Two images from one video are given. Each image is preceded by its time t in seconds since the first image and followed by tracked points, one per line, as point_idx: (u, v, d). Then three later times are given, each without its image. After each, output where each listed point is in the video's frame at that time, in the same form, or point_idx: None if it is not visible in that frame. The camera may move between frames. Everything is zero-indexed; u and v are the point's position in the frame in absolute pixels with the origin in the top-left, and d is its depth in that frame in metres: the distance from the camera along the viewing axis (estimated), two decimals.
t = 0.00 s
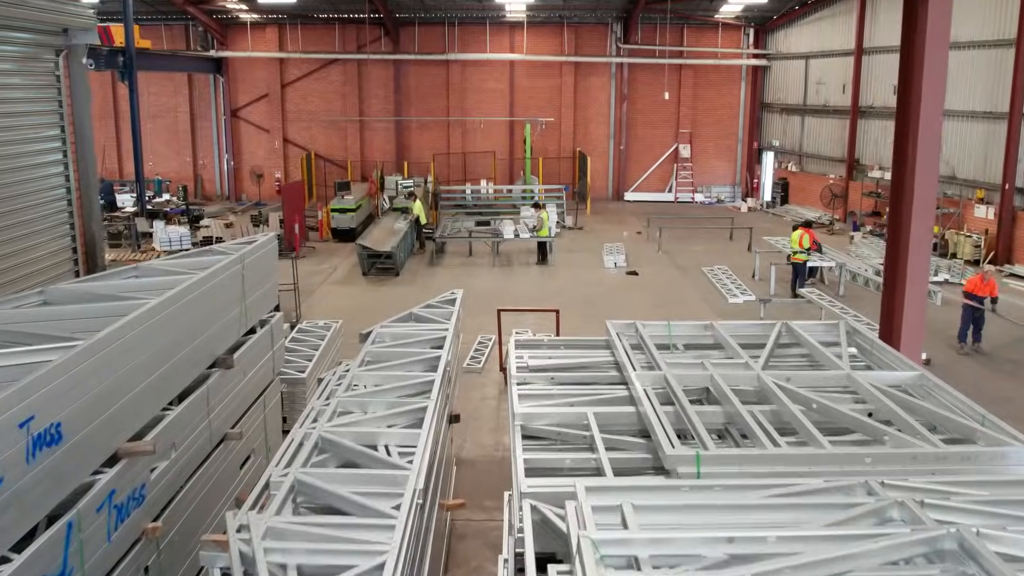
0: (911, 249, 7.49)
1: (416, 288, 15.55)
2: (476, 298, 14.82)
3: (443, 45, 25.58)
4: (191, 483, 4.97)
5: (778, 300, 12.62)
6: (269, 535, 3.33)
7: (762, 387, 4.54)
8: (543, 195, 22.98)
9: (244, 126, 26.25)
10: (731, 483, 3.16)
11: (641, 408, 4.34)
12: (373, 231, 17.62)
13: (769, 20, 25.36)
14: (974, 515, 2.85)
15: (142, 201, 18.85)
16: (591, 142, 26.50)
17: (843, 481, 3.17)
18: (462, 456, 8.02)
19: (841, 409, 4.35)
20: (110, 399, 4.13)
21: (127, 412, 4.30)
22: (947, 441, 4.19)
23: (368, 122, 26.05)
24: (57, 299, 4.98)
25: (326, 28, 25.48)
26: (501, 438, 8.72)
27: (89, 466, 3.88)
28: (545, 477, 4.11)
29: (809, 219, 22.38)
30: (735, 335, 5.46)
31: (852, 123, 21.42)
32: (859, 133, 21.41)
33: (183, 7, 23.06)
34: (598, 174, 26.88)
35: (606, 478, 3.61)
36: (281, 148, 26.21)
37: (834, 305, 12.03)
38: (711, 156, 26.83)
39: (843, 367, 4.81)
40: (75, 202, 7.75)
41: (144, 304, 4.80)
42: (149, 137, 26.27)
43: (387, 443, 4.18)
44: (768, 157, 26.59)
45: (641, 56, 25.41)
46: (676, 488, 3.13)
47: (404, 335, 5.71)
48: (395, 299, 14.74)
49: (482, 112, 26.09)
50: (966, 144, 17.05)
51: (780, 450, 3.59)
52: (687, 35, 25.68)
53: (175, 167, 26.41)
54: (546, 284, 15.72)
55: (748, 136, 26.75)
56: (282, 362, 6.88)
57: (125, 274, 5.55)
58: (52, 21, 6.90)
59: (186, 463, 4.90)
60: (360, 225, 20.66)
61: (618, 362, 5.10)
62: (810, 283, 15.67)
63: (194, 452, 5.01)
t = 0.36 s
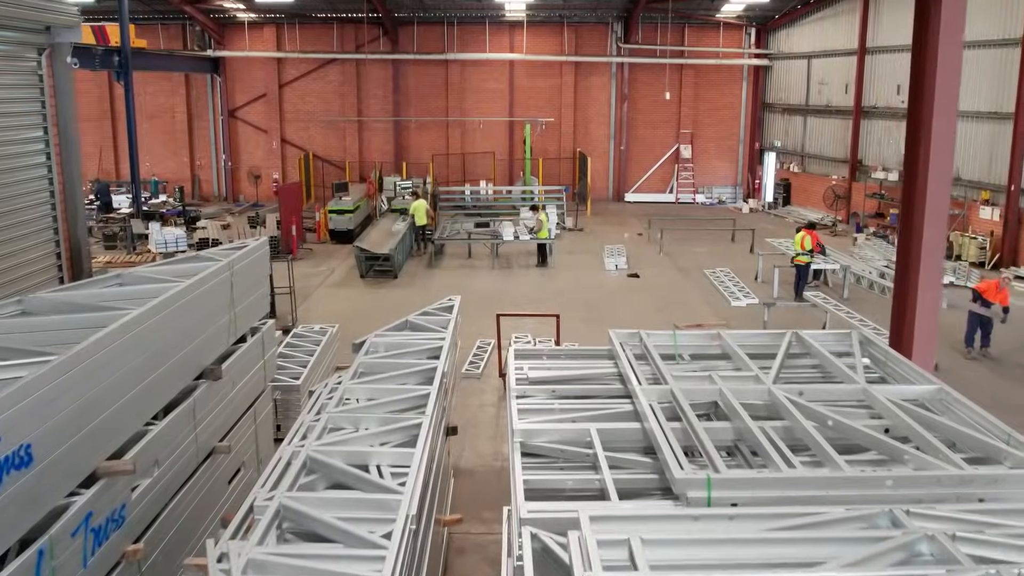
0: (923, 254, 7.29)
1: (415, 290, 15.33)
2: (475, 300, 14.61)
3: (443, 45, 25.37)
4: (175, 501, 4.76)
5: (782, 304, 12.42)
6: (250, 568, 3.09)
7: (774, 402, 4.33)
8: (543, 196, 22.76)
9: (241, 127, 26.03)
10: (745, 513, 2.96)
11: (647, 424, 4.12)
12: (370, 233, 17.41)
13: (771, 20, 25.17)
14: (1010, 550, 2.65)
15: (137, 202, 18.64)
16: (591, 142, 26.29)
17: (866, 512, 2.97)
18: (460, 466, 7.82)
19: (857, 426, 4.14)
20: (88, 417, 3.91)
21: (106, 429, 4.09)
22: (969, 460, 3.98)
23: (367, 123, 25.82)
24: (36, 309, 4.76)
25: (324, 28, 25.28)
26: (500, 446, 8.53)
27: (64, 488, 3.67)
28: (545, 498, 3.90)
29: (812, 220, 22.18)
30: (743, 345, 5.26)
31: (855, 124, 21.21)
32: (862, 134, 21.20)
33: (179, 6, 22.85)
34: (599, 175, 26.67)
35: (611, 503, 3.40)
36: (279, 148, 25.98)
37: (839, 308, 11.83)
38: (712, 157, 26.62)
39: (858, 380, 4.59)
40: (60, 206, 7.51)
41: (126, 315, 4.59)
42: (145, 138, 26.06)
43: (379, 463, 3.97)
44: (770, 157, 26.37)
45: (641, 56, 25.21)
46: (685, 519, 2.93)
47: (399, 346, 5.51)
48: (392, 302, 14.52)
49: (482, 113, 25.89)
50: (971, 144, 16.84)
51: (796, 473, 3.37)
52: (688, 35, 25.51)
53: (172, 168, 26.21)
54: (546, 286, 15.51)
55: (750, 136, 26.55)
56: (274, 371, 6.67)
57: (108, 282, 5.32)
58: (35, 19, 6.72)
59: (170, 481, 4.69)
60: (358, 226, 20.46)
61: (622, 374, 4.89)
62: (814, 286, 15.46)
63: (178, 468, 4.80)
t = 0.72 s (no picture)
0: (937, 258, 7.07)
1: (413, 294, 15.12)
2: (474, 303, 14.40)
3: (442, 45, 25.16)
4: (158, 522, 4.56)
5: (786, 307, 12.22)
6: None
7: (787, 418, 4.11)
8: (544, 197, 22.52)
9: (239, 127, 25.83)
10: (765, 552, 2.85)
11: (653, 442, 3.91)
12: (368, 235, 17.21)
13: (773, 19, 24.96)
14: None
15: (133, 204, 18.43)
16: (592, 143, 26.06)
17: (893, 547, 2.86)
18: (457, 478, 7.63)
19: (875, 445, 3.93)
20: (62, 437, 3.70)
21: (83, 448, 3.89)
22: (993, 481, 3.76)
23: (365, 123, 25.59)
24: (13, 321, 4.55)
25: (323, 28, 25.08)
26: (499, 456, 8.34)
27: (35, 512, 3.46)
28: (545, 521, 3.69)
29: (815, 222, 21.97)
30: (751, 356, 5.05)
31: (859, 124, 21.00)
32: (865, 134, 21.00)
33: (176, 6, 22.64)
34: (599, 176, 26.44)
35: (617, 531, 3.19)
36: (276, 148, 25.75)
37: (843, 312, 11.63)
38: (713, 157, 26.41)
39: (873, 395, 4.38)
40: (42, 210, 7.27)
41: (106, 326, 4.38)
42: (142, 138, 25.84)
43: (370, 485, 3.76)
44: (772, 158, 26.16)
45: (642, 56, 25.01)
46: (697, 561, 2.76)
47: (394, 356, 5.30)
48: (390, 305, 14.33)
49: (482, 113, 25.68)
50: (977, 145, 16.62)
51: (814, 499, 3.16)
52: (689, 35, 25.30)
53: (169, 168, 26.00)
54: (546, 289, 15.31)
55: (751, 137, 26.35)
56: (266, 380, 6.46)
57: (89, 291, 5.10)
58: (15, 16, 6.52)
59: (152, 500, 4.49)
60: (356, 228, 20.26)
61: (626, 387, 4.68)
62: (817, 289, 15.24)
63: (161, 487, 4.60)
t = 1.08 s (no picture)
0: (950, 266, 6.87)
1: (411, 296, 14.91)
2: (473, 306, 14.18)
3: (441, 45, 24.94)
4: (140, 542, 4.36)
5: (791, 311, 12.02)
6: None
7: (801, 437, 3.90)
8: (544, 199, 22.29)
9: (236, 128, 25.63)
10: None
11: (661, 463, 3.70)
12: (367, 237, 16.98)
13: (775, 19, 24.75)
14: None
15: (128, 205, 18.22)
16: (592, 144, 25.85)
17: None
18: (455, 489, 7.42)
19: (895, 465, 3.72)
20: (34, 457, 3.50)
21: (58, 469, 3.68)
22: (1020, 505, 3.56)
23: (364, 123, 25.40)
24: None
25: (321, 27, 24.85)
26: (498, 466, 8.13)
27: (5, 540, 3.26)
28: (544, 547, 3.48)
29: (818, 223, 21.76)
30: (761, 368, 4.85)
31: (862, 125, 20.79)
32: (868, 135, 20.80)
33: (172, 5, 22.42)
34: (600, 176, 26.22)
35: (624, 562, 2.98)
36: (274, 149, 25.53)
37: (849, 316, 11.42)
38: (714, 158, 26.20)
39: (891, 411, 4.18)
40: (23, 217, 7.07)
41: (86, 338, 4.18)
42: (138, 138, 25.63)
43: (360, 510, 3.56)
44: (774, 159, 25.96)
45: (643, 56, 24.81)
46: None
47: (388, 368, 5.10)
48: (388, 308, 14.12)
49: (481, 113, 25.47)
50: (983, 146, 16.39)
51: (834, 529, 2.95)
52: (691, 34, 25.08)
53: (166, 169, 25.79)
54: (546, 292, 15.10)
55: (753, 137, 26.15)
56: (258, 389, 6.25)
57: (70, 301, 4.89)
58: None
59: (134, 521, 4.29)
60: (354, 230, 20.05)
61: (631, 402, 4.47)
62: (821, 292, 15.04)
63: (144, 507, 4.39)
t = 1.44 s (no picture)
0: (965, 273, 6.65)
1: (409, 299, 14.70)
2: (472, 309, 13.97)
3: (441, 44, 24.73)
4: (120, 566, 4.15)
5: (795, 315, 11.81)
6: None
7: (817, 457, 3.70)
8: (544, 200, 22.06)
9: (234, 128, 25.42)
10: None
11: (669, 486, 3.49)
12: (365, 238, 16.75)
13: (777, 18, 24.54)
14: None
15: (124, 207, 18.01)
16: (593, 144, 25.65)
17: None
18: (453, 501, 7.21)
19: (917, 489, 3.51)
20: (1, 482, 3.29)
21: (28, 493, 3.48)
22: None
23: (363, 124, 25.21)
24: None
25: (319, 27, 24.62)
26: (497, 476, 7.92)
27: None
28: None
29: (821, 225, 21.54)
30: (772, 381, 4.64)
31: (865, 125, 20.60)
32: (872, 135, 20.59)
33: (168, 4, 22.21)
34: (601, 177, 25.99)
35: None
36: (272, 149, 25.32)
37: (855, 320, 11.21)
38: (716, 158, 25.98)
39: (911, 430, 3.97)
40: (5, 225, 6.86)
41: (63, 353, 3.97)
42: (135, 139, 25.42)
43: (350, 539, 3.37)
44: (776, 159, 25.75)
45: (644, 55, 24.58)
46: None
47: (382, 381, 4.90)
48: (386, 311, 13.91)
49: (481, 114, 25.27)
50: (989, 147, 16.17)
51: (857, 564, 2.75)
52: (692, 33, 24.85)
53: (163, 170, 25.58)
54: (546, 294, 14.89)
55: (755, 137, 25.94)
56: (248, 400, 6.06)
57: (49, 311, 4.68)
58: None
59: (113, 544, 4.08)
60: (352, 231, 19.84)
61: (637, 418, 4.27)
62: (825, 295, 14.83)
63: (124, 529, 4.19)
